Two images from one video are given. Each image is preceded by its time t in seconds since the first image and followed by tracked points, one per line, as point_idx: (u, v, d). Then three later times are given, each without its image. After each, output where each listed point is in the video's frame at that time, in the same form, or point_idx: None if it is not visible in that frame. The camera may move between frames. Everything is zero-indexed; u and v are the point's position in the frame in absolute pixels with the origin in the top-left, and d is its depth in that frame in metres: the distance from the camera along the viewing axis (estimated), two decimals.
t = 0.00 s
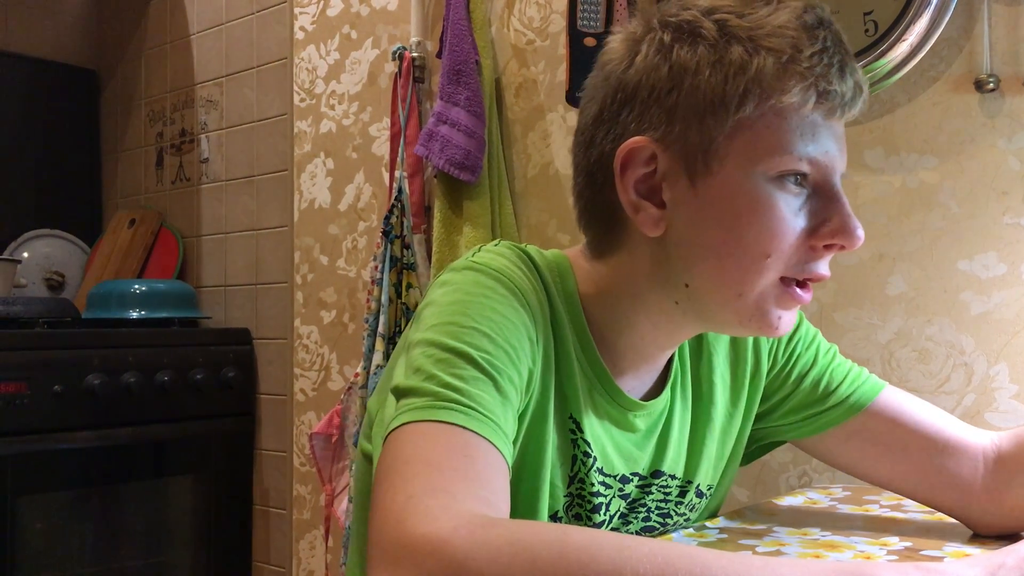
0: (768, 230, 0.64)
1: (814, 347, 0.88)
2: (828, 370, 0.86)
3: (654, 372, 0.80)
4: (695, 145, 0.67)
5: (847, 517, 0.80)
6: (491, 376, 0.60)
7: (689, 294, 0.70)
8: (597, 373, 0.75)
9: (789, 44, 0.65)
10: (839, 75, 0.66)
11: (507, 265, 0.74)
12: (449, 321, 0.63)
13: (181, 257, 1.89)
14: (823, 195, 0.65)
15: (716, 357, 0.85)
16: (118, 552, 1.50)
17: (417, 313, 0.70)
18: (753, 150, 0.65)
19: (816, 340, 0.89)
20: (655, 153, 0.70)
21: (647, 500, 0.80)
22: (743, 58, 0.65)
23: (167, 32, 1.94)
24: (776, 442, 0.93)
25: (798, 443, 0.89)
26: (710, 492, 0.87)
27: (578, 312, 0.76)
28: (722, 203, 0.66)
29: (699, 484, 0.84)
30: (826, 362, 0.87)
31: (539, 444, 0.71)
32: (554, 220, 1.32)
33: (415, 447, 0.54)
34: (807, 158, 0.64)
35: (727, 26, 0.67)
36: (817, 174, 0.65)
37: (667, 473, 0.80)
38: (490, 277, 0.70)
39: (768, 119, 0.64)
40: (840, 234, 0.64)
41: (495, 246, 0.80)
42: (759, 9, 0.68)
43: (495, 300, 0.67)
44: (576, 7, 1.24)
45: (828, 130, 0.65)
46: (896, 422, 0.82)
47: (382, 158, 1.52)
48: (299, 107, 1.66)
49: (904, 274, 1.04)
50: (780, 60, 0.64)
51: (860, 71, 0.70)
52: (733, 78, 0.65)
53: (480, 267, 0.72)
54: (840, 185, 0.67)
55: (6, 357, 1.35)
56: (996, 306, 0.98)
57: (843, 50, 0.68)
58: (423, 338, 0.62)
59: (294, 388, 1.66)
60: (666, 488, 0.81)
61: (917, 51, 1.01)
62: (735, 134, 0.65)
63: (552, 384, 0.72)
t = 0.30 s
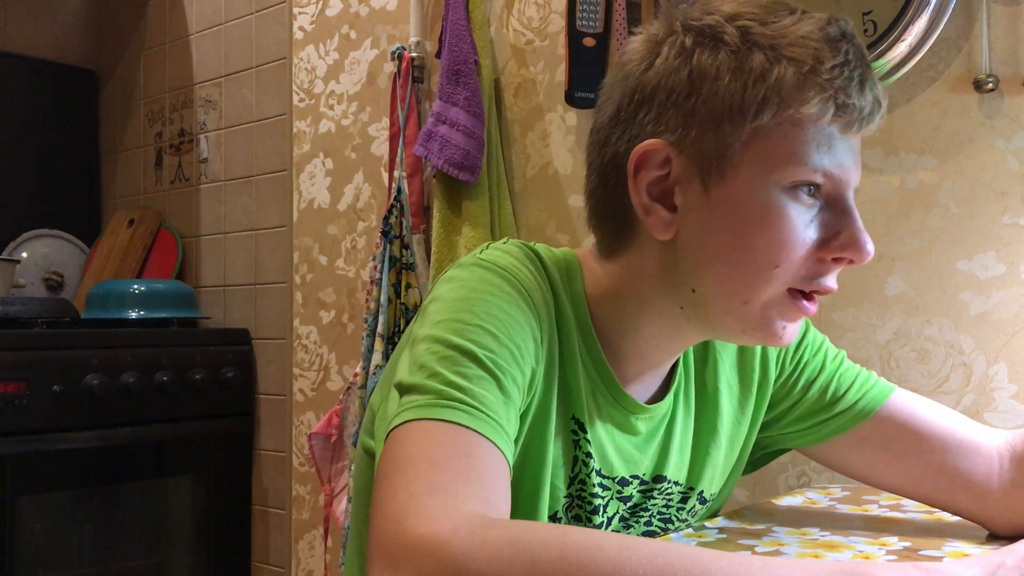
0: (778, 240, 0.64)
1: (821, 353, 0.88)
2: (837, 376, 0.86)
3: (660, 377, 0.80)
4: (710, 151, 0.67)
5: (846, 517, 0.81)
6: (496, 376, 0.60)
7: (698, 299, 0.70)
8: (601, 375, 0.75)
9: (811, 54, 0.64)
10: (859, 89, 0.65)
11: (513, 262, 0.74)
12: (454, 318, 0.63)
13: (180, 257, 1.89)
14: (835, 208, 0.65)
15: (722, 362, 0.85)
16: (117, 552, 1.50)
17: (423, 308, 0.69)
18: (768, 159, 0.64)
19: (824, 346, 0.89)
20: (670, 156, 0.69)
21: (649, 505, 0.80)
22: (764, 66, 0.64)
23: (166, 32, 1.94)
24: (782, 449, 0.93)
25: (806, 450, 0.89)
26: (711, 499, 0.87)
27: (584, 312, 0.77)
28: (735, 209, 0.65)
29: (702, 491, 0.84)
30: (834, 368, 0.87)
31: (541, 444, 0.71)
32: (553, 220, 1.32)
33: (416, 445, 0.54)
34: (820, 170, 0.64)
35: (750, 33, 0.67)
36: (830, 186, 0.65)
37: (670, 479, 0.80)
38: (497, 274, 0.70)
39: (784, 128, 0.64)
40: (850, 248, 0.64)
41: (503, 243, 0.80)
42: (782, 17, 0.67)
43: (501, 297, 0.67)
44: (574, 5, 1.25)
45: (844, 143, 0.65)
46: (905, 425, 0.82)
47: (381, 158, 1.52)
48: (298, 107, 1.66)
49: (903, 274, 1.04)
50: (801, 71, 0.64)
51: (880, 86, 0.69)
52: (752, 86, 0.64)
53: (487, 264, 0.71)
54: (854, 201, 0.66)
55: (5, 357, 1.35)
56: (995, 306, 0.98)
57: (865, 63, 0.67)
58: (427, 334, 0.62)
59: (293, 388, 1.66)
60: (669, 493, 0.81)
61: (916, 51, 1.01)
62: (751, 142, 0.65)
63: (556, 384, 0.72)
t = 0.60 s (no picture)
0: (796, 247, 0.64)
1: (836, 357, 0.88)
2: (852, 381, 0.86)
3: (670, 381, 0.80)
4: (731, 155, 0.66)
5: (845, 517, 0.81)
6: (505, 378, 0.59)
7: (713, 302, 0.70)
8: (613, 378, 0.75)
9: (838, 62, 0.64)
10: (884, 100, 0.65)
11: (526, 261, 0.74)
12: (465, 317, 0.63)
13: (179, 257, 1.88)
14: (853, 218, 0.65)
15: (733, 366, 0.85)
16: (116, 553, 1.50)
17: (434, 305, 0.69)
18: (791, 166, 0.64)
19: (840, 350, 0.88)
20: (690, 158, 0.69)
21: (654, 508, 0.80)
22: (791, 72, 0.64)
23: (165, 32, 1.94)
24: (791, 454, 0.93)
25: (818, 453, 0.89)
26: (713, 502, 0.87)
27: (597, 314, 0.76)
28: (754, 214, 0.65)
29: (706, 494, 0.84)
30: (850, 373, 0.86)
31: (550, 446, 0.71)
32: (553, 221, 1.32)
33: (422, 444, 0.54)
34: (841, 179, 0.64)
35: (777, 38, 0.66)
36: (849, 196, 0.65)
37: (676, 482, 0.80)
38: (509, 274, 0.70)
39: (808, 136, 0.64)
40: (868, 258, 0.64)
41: (517, 242, 0.79)
42: (811, 24, 0.67)
43: (512, 297, 0.66)
44: (574, 5, 1.24)
45: (866, 153, 0.65)
46: (924, 426, 0.82)
47: (381, 158, 1.52)
48: (298, 107, 1.66)
49: (902, 274, 1.04)
50: (828, 79, 0.64)
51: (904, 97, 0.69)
52: (778, 91, 0.64)
53: (499, 262, 0.71)
54: (873, 211, 0.66)
55: (5, 357, 1.35)
56: (995, 306, 0.98)
57: (891, 75, 0.67)
58: (437, 332, 0.62)
59: (293, 388, 1.66)
60: (675, 497, 0.81)
61: (916, 52, 1.00)
62: (774, 148, 0.64)
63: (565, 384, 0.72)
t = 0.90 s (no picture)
0: (796, 238, 0.63)
1: (835, 357, 0.88)
2: (850, 382, 0.86)
3: (670, 381, 0.80)
4: (727, 151, 0.66)
5: (846, 517, 0.81)
6: (507, 378, 0.59)
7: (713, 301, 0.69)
8: (615, 379, 0.75)
9: (828, 54, 0.64)
10: (877, 89, 0.65)
11: (528, 262, 0.74)
12: (466, 318, 0.63)
13: (179, 258, 1.88)
14: (854, 207, 0.65)
15: (733, 367, 0.85)
16: (117, 553, 1.50)
17: (436, 306, 0.69)
18: (787, 158, 0.64)
19: (839, 350, 0.88)
20: (688, 156, 0.69)
21: (654, 508, 0.80)
22: (781, 66, 0.64)
23: (166, 32, 1.94)
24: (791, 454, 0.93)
25: (817, 454, 0.89)
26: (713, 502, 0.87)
27: (599, 314, 0.76)
28: (754, 206, 0.65)
29: (706, 494, 0.84)
30: (849, 373, 0.86)
31: (551, 445, 0.70)
32: (554, 221, 1.32)
33: (423, 445, 0.54)
34: (839, 168, 0.64)
35: (767, 34, 0.67)
36: (849, 184, 0.65)
37: (676, 482, 0.80)
38: (511, 274, 0.70)
39: (802, 128, 0.64)
40: (869, 246, 0.64)
41: (518, 242, 0.79)
42: (800, 18, 0.67)
43: (514, 297, 0.66)
44: (574, 5, 1.24)
45: (861, 143, 0.65)
46: (920, 426, 0.82)
47: (381, 158, 1.52)
48: (298, 108, 1.66)
49: (902, 274, 1.04)
50: (819, 70, 0.64)
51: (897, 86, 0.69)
52: (770, 86, 0.64)
53: (501, 263, 0.71)
54: (872, 201, 0.66)
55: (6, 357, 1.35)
56: (995, 306, 0.98)
57: (882, 64, 0.67)
58: (439, 333, 0.62)
59: (293, 388, 1.66)
60: (674, 497, 0.81)
61: (917, 52, 1.00)
62: (769, 142, 0.64)
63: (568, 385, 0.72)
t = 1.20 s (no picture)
0: (800, 241, 0.63)
1: (835, 358, 0.88)
2: (849, 384, 0.86)
3: (670, 381, 0.80)
4: (729, 152, 0.66)
5: (845, 517, 0.81)
6: (508, 378, 0.59)
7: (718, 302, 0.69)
8: (614, 378, 0.75)
9: (831, 56, 0.65)
10: (879, 91, 0.66)
11: (529, 262, 0.74)
12: (467, 318, 0.63)
13: (179, 258, 1.88)
14: (856, 209, 0.65)
15: (732, 368, 0.85)
16: (116, 553, 1.50)
17: (437, 306, 0.69)
18: (790, 159, 0.64)
19: (838, 351, 0.88)
20: (690, 158, 0.69)
21: (654, 508, 0.80)
22: (784, 67, 0.64)
23: (166, 33, 1.94)
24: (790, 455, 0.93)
25: (818, 455, 0.89)
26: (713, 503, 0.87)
27: (599, 314, 0.76)
28: (755, 210, 0.65)
29: (705, 494, 0.84)
30: (848, 375, 0.86)
31: (551, 445, 0.71)
32: (554, 221, 1.32)
33: (423, 445, 0.54)
34: (842, 171, 0.64)
35: (770, 36, 0.67)
36: (850, 186, 0.65)
37: (676, 482, 0.80)
38: (512, 274, 0.70)
39: (805, 129, 0.64)
40: (870, 248, 0.64)
41: (518, 242, 0.79)
42: (802, 20, 0.68)
43: (515, 297, 0.66)
44: (574, 5, 1.24)
45: (864, 145, 0.66)
46: (917, 428, 0.82)
47: (381, 158, 1.52)
48: (298, 108, 1.66)
49: (902, 274, 1.04)
50: (822, 72, 0.64)
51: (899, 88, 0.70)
52: (773, 87, 0.64)
53: (502, 263, 0.71)
54: (873, 202, 0.67)
55: (5, 357, 1.35)
56: (995, 306, 0.98)
57: (884, 66, 0.68)
58: (440, 334, 0.62)
59: (293, 388, 1.66)
60: (674, 497, 0.81)
61: (916, 52, 1.00)
62: (771, 143, 0.65)
63: (569, 385, 0.72)
